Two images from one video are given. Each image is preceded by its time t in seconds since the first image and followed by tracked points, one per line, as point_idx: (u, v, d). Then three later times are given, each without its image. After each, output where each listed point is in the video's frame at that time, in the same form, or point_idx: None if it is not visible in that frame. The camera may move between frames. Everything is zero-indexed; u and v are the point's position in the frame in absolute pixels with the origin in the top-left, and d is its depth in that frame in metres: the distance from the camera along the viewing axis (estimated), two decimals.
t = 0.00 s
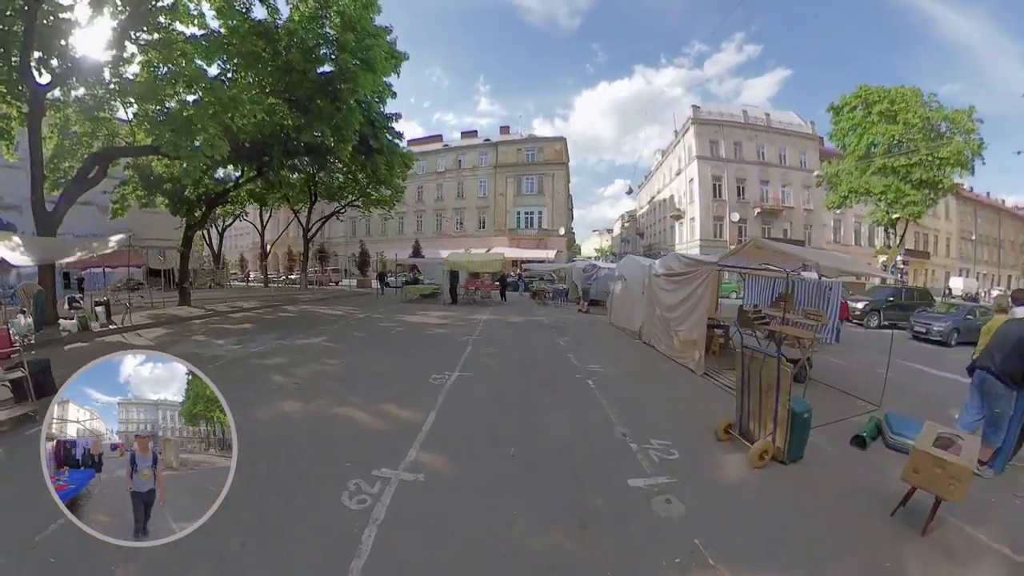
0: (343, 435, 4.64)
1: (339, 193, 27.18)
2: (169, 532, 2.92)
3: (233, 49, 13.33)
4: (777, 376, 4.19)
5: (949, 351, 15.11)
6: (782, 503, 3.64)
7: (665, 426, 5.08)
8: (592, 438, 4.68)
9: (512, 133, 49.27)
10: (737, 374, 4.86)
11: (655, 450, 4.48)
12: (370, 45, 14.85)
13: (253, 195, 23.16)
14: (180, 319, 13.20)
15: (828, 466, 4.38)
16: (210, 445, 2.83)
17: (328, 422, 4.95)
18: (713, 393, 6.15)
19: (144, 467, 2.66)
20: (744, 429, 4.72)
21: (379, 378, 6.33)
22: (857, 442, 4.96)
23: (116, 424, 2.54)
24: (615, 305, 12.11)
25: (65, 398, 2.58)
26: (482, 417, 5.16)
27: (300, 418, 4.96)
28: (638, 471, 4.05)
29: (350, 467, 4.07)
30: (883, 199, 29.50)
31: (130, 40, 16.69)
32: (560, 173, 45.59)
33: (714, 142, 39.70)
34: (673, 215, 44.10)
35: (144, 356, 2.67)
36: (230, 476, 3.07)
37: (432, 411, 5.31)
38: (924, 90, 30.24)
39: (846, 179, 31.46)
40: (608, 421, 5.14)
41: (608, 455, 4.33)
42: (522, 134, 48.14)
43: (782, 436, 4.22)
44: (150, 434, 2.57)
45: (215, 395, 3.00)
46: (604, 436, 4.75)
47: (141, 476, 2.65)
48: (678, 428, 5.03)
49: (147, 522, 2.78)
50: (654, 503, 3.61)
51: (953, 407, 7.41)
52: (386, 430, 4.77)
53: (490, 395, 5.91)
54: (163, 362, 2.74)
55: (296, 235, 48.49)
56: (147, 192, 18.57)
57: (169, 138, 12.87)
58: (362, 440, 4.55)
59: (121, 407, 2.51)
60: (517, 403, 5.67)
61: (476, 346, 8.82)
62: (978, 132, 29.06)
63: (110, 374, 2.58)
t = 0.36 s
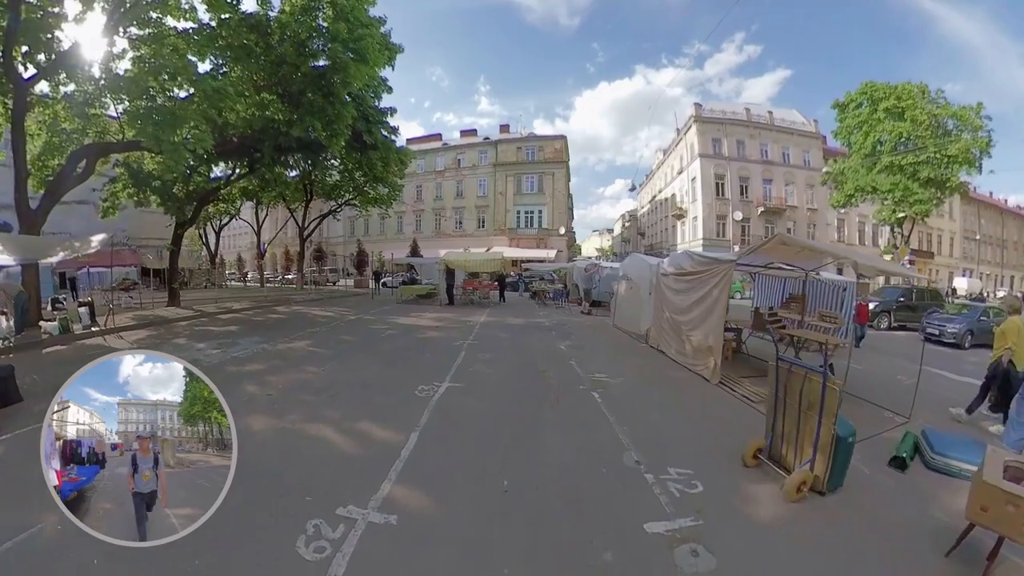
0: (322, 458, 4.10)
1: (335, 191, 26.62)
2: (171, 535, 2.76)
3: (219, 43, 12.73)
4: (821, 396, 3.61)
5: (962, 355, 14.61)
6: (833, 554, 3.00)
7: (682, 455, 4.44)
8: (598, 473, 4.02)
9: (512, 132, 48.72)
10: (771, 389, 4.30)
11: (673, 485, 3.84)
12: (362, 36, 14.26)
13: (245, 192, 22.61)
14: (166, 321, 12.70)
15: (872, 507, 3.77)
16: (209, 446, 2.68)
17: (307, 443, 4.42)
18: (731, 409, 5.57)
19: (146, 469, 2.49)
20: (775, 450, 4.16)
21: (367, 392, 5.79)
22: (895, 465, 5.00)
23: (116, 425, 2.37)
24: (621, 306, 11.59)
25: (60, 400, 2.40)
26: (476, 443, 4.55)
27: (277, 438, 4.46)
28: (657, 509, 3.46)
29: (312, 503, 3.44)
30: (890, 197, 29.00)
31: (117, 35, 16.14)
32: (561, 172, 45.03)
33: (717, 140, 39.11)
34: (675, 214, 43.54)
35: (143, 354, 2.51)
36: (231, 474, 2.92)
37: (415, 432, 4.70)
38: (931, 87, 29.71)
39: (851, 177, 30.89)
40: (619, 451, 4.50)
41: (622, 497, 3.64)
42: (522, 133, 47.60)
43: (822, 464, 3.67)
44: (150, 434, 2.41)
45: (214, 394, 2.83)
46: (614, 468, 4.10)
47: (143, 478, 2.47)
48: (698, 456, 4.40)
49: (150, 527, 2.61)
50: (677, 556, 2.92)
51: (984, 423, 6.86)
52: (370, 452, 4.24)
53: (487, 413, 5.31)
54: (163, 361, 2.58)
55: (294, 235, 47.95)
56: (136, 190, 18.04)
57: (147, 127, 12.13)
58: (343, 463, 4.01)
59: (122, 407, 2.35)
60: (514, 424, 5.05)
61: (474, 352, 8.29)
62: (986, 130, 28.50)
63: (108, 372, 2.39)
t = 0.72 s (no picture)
0: (295, 492, 3.59)
1: (332, 189, 26.08)
2: (176, 531, 2.76)
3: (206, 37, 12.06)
4: (889, 426, 3.22)
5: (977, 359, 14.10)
6: None
7: (716, 490, 3.83)
8: (619, 517, 3.40)
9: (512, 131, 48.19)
10: (820, 412, 3.89)
11: (709, 531, 3.25)
12: (354, 23, 13.67)
13: (239, 189, 22.05)
14: (152, 323, 12.23)
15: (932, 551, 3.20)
16: (207, 446, 2.64)
17: (285, 474, 3.91)
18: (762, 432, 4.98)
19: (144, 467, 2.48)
20: (820, 481, 3.74)
21: (357, 409, 5.31)
22: (944, 492, 4.55)
23: (115, 424, 2.34)
24: (629, 308, 11.10)
25: (58, 397, 2.34)
26: (475, 477, 3.96)
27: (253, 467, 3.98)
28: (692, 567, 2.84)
29: (268, 559, 2.83)
30: (897, 197, 28.49)
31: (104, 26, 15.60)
32: (562, 170, 44.43)
33: (721, 138, 38.58)
34: (678, 214, 43.03)
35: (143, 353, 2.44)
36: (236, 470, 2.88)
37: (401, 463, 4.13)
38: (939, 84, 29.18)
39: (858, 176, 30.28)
40: (640, 487, 3.89)
41: (651, 550, 3.01)
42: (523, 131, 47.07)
43: (879, 501, 3.29)
44: (149, 435, 2.39)
45: (214, 391, 2.77)
46: (636, 512, 3.48)
47: (140, 476, 2.46)
48: (733, 491, 3.79)
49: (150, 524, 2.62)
50: None
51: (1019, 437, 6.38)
52: (351, 487, 3.70)
53: (488, 439, 4.73)
54: (163, 360, 2.51)
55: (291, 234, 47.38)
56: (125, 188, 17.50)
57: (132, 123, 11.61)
58: (320, 501, 3.49)
59: (121, 407, 2.30)
60: (520, 453, 4.45)
61: (474, 359, 7.80)
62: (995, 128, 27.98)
63: (107, 373, 2.34)
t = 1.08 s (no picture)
0: (258, 543, 3.13)
1: (328, 187, 25.55)
2: (173, 534, 2.85)
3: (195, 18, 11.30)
4: (969, 465, 2.78)
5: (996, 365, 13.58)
6: None
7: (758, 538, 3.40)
8: (646, 567, 3.00)
9: (513, 129, 47.68)
10: (882, 445, 3.41)
11: None
12: (349, 11, 12.88)
13: (233, 186, 21.54)
14: (137, 327, 11.78)
15: None
16: (203, 446, 2.74)
17: (253, 522, 3.41)
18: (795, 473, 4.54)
19: (142, 469, 2.59)
20: (882, 525, 3.27)
21: (346, 437, 4.81)
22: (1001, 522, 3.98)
23: (115, 425, 2.45)
24: (639, 312, 10.70)
25: (60, 400, 2.45)
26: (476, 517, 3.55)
27: (218, 517, 3.44)
28: None
29: None
30: (905, 196, 27.96)
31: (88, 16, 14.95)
32: (563, 169, 43.83)
33: (724, 137, 38.03)
34: (680, 213, 42.50)
35: (141, 357, 2.54)
36: (234, 471, 2.99)
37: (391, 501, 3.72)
38: (948, 81, 28.63)
39: (864, 175, 29.75)
40: (668, 527, 3.52)
41: None
42: (524, 130, 46.53)
43: (946, 549, 2.82)
44: (149, 435, 2.52)
45: (207, 390, 2.88)
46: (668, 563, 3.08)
47: (139, 478, 2.57)
48: (776, 538, 3.39)
49: (148, 524, 2.71)
50: None
51: None
52: (323, 544, 3.12)
53: (490, 469, 4.32)
54: (162, 363, 2.63)
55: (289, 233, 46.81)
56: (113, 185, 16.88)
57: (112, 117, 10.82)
58: (286, 562, 2.93)
59: (123, 409, 2.42)
60: (523, 484, 4.09)
61: (472, 370, 7.36)
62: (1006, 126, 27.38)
63: (108, 374, 2.45)
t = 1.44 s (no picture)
0: None
1: (325, 186, 25.02)
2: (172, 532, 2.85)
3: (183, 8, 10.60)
4: None
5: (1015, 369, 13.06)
6: None
7: None
8: None
9: (513, 128, 47.17)
10: (966, 482, 2.94)
11: None
12: None
13: (227, 183, 21.01)
14: (121, 330, 11.26)
15: None
16: (202, 446, 2.62)
17: None
18: (814, 485, 4.27)
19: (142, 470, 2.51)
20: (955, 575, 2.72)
21: (337, 469, 4.35)
22: None
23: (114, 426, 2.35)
24: (650, 313, 10.28)
25: (60, 398, 2.35)
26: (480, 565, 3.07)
27: None
28: None
29: None
30: (912, 194, 27.41)
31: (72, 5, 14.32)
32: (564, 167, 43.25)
33: (729, 134, 37.47)
34: (684, 213, 41.93)
35: (141, 355, 2.41)
36: (233, 471, 2.91)
37: (375, 525, 3.50)
38: (957, 77, 28.10)
39: (870, 174, 29.22)
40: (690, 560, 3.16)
41: None
42: (524, 128, 46.01)
43: None
44: (148, 436, 2.41)
45: (208, 388, 2.75)
46: None
47: (139, 479, 2.49)
48: (787, 557, 3.20)
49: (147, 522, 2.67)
50: None
51: None
52: None
53: (487, 489, 4.08)
54: (162, 361, 2.50)
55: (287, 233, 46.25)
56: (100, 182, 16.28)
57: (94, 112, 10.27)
58: None
59: (122, 409, 2.30)
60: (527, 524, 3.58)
61: (469, 381, 6.88)
62: (1016, 122, 26.84)
63: (106, 373, 2.32)
